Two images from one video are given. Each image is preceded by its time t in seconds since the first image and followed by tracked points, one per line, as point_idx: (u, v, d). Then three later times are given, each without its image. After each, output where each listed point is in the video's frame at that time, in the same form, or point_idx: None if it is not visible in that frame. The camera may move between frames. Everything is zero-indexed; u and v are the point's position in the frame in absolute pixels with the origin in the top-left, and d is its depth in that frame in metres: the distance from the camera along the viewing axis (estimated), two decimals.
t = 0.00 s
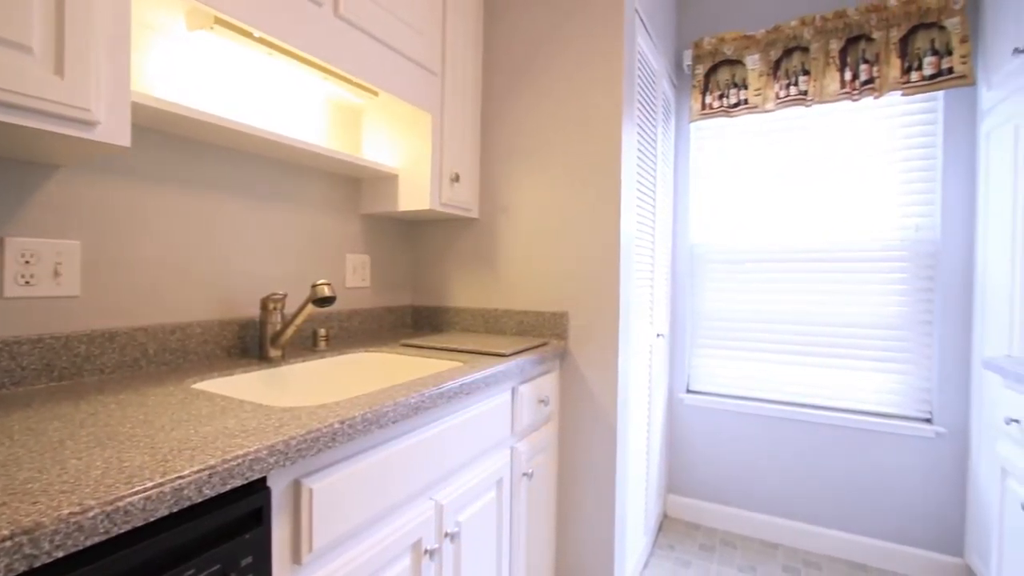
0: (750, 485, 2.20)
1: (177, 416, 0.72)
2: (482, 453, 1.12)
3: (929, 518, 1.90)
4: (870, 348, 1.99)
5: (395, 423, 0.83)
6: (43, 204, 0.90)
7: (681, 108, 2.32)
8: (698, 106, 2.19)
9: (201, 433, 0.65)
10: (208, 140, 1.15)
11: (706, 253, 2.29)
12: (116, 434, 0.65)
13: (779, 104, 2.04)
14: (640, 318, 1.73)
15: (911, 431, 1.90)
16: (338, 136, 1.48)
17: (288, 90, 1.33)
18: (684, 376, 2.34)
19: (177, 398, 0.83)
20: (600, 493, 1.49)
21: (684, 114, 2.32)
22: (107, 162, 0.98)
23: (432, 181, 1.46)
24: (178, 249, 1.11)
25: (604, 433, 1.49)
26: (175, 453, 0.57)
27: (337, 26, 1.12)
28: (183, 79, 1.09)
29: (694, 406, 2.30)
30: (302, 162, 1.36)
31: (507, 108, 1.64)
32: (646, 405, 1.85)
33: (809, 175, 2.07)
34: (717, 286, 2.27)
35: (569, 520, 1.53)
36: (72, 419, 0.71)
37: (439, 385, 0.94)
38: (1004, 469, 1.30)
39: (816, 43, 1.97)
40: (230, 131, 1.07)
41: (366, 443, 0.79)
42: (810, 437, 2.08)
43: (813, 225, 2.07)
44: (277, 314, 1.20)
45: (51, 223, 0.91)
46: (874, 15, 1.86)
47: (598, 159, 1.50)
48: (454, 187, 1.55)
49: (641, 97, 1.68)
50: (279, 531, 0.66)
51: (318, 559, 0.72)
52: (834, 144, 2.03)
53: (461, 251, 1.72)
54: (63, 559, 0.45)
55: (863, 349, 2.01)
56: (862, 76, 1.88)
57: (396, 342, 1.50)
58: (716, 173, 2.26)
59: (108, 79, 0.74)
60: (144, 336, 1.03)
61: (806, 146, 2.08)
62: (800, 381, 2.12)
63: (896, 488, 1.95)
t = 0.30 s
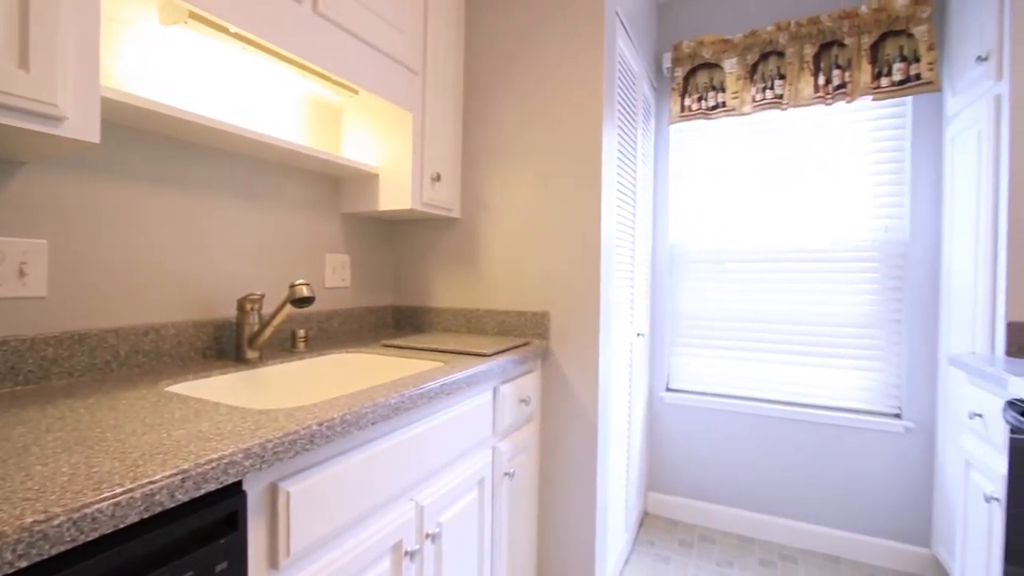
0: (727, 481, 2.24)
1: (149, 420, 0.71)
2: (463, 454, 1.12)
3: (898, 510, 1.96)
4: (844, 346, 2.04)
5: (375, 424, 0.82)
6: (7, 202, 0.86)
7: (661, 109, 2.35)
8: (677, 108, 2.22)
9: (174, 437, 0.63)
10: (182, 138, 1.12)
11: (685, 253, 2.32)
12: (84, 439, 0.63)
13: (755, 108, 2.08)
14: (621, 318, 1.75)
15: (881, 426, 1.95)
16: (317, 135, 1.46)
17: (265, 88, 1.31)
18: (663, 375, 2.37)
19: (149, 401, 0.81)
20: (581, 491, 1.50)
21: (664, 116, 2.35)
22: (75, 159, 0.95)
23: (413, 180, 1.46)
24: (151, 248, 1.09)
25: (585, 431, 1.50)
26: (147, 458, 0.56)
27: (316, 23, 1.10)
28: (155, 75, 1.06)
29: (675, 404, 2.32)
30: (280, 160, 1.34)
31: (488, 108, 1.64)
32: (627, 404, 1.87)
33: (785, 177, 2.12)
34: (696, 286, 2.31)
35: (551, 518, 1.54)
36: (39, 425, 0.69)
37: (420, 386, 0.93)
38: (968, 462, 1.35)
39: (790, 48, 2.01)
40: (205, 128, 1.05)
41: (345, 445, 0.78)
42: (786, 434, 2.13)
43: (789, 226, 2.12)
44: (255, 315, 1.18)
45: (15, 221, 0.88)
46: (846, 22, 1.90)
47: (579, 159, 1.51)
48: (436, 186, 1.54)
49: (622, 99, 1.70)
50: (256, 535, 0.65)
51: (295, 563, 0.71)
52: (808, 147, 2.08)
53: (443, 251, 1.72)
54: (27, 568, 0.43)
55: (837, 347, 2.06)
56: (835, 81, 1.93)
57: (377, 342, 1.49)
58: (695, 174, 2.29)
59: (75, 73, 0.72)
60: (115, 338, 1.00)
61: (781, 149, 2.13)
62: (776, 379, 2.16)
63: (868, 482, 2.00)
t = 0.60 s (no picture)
0: (706, 477, 2.27)
1: (120, 424, 0.69)
2: (445, 454, 1.12)
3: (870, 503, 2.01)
4: (818, 344, 2.09)
5: (354, 426, 0.81)
6: None
7: (641, 111, 2.37)
8: (657, 110, 2.24)
9: (145, 441, 0.62)
10: (156, 134, 1.09)
11: (665, 252, 2.35)
12: (51, 445, 0.61)
13: (733, 110, 2.11)
14: (602, 317, 1.76)
15: (853, 421, 2.00)
16: (295, 132, 1.44)
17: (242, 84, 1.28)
18: (644, 374, 2.40)
19: (120, 404, 0.79)
20: (563, 490, 1.51)
21: (645, 117, 2.38)
22: (42, 155, 0.92)
23: (393, 179, 1.44)
24: (122, 247, 1.06)
25: (566, 430, 1.51)
26: (118, 463, 0.55)
27: (294, 19, 1.08)
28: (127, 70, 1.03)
29: (656, 403, 2.35)
30: (257, 158, 1.31)
31: (470, 108, 1.64)
32: (608, 402, 1.89)
33: (761, 178, 2.16)
34: (675, 285, 2.34)
35: (532, 517, 1.54)
36: (3, 430, 0.66)
37: (400, 387, 0.93)
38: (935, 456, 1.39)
39: (767, 52, 2.06)
40: (179, 124, 1.02)
41: (324, 447, 0.78)
42: (764, 430, 2.17)
43: (765, 226, 2.16)
44: (231, 316, 1.16)
45: None
46: (820, 28, 1.95)
47: (560, 160, 1.51)
48: (417, 186, 1.54)
49: (602, 100, 1.71)
50: (231, 540, 0.64)
51: (273, 568, 0.70)
52: (784, 149, 2.13)
53: (424, 250, 1.71)
54: None
55: (812, 345, 2.10)
56: (809, 85, 1.98)
57: (357, 343, 1.47)
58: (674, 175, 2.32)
59: (42, 66, 0.69)
60: (84, 340, 0.97)
61: (758, 151, 2.17)
62: (754, 377, 2.20)
63: (841, 476, 2.05)
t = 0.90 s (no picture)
0: (685, 474, 2.31)
1: (88, 429, 0.67)
2: (425, 455, 1.11)
3: (842, 497, 2.07)
4: (793, 342, 2.14)
5: (332, 428, 0.80)
6: None
7: (621, 112, 2.39)
8: (637, 111, 2.27)
9: (114, 446, 0.60)
10: (127, 131, 1.07)
11: (645, 252, 2.38)
12: (14, 451, 0.59)
13: (710, 113, 2.15)
14: (583, 316, 1.78)
15: (825, 417, 2.06)
16: (272, 130, 1.42)
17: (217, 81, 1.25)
18: (624, 373, 2.42)
19: (89, 408, 0.77)
20: (544, 488, 1.51)
21: (625, 119, 2.40)
22: (5, 151, 0.89)
23: (373, 178, 1.43)
24: (91, 246, 1.02)
25: (547, 429, 1.51)
26: (85, 469, 0.53)
27: (270, 15, 1.07)
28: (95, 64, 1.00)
29: (636, 401, 2.37)
30: (233, 156, 1.29)
31: (451, 107, 1.64)
32: (588, 401, 1.90)
33: (738, 180, 2.21)
34: (655, 285, 2.36)
35: (514, 516, 1.55)
36: None
37: (380, 388, 0.92)
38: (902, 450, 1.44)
39: (743, 57, 2.10)
40: (151, 121, 1.00)
41: (301, 450, 0.77)
42: (741, 427, 2.20)
43: (742, 227, 2.20)
44: (206, 317, 1.14)
45: None
46: (794, 33, 2.00)
47: (541, 160, 1.52)
48: (397, 185, 1.52)
49: (583, 101, 1.72)
50: (205, 545, 0.63)
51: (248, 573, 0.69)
52: (760, 151, 2.17)
53: (404, 250, 1.70)
54: None
55: (787, 343, 2.15)
56: (783, 89, 2.02)
57: (337, 344, 1.45)
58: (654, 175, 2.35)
59: (5, 59, 0.67)
60: (51, 343, 0.94)
61: (735, 153, 2.21)
62: (731, 375, 2.24)
63: (815, 471, 2.10)
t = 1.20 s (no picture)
0: (665, 471, 2.34)
1: (53, 434, 0.65)
2: (405, 456, 1.11)
3: (816, 491, 2.12)
4: (769, 340, 2.19)
5: (310, 430, 0.79)
6: None
7: (602, 113, 2.41)
8: (617, 113, 2.29)
9: (81, 452, 0.58)
10: (95, 126, 1.03)
11: (625, 252, 2.40)
12: None
13: (689, 115, 2.18)
14: (563, 316, 1.79)
15: (800, 414, 2.11)
16: (248, 127, 1.39)
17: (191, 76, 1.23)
18: (605, 372, 2.44)
19: (55, 413, 0.74)
20: (525, 488, 1.52)
21: (605, 120, 2.42)
22: None
23: (352, 177, 1.42)
24: (57, 246, 0.99)
25: (528, 428, 1.52)
26: (49, 476, 0.51)
27: (247, 10, 1.04)
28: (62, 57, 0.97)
29: (616, 400, 2.40)
30: (208, 153, 1.26)
31: (431, 107, 1.63)
32: (569, 400, 1.91)
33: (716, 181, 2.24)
34: (634, 285, 2.39)
35: (495, 516, 1.55)
36: None
37: (359, 389, 0.91)
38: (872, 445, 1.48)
39: (720, 60, 2.13)
40: (120, 117, 0.97)
41: (277, 453, 0.75)
42: (719, 424, 2.24)
43: (719, 228, 2.24)
44: (179, 318, 1.11)
45: None
46: (769, 38, 2.04)
47: (522, 161, 1.52)
48: (377, 184, 1.51)
49: (564, 102, 1.73)
50: (178, 552, 0.61)
51: None
52: (737, 153, 2.21)
53: (384, 250, 1.68)
54: None
55: (763, 341, 2.20)
56: (759, 93, 2.06)
57: (315, 345, 1.44)
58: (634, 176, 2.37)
59: None
60: (15, 345, 0.90)
61: (713, 154, 2.25)
62: (709, 373, 2.28)
63: (790, 467, 2.15)
